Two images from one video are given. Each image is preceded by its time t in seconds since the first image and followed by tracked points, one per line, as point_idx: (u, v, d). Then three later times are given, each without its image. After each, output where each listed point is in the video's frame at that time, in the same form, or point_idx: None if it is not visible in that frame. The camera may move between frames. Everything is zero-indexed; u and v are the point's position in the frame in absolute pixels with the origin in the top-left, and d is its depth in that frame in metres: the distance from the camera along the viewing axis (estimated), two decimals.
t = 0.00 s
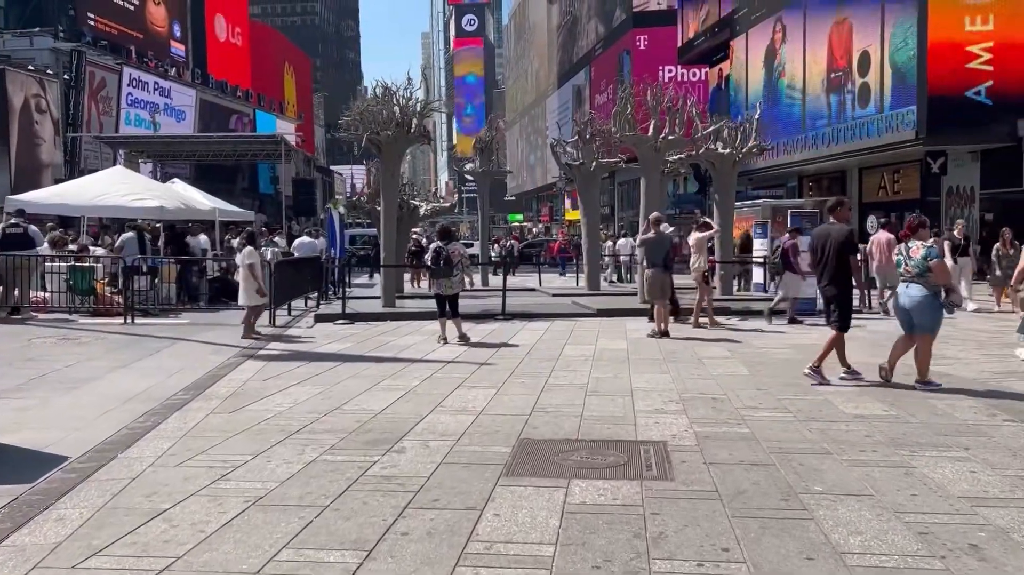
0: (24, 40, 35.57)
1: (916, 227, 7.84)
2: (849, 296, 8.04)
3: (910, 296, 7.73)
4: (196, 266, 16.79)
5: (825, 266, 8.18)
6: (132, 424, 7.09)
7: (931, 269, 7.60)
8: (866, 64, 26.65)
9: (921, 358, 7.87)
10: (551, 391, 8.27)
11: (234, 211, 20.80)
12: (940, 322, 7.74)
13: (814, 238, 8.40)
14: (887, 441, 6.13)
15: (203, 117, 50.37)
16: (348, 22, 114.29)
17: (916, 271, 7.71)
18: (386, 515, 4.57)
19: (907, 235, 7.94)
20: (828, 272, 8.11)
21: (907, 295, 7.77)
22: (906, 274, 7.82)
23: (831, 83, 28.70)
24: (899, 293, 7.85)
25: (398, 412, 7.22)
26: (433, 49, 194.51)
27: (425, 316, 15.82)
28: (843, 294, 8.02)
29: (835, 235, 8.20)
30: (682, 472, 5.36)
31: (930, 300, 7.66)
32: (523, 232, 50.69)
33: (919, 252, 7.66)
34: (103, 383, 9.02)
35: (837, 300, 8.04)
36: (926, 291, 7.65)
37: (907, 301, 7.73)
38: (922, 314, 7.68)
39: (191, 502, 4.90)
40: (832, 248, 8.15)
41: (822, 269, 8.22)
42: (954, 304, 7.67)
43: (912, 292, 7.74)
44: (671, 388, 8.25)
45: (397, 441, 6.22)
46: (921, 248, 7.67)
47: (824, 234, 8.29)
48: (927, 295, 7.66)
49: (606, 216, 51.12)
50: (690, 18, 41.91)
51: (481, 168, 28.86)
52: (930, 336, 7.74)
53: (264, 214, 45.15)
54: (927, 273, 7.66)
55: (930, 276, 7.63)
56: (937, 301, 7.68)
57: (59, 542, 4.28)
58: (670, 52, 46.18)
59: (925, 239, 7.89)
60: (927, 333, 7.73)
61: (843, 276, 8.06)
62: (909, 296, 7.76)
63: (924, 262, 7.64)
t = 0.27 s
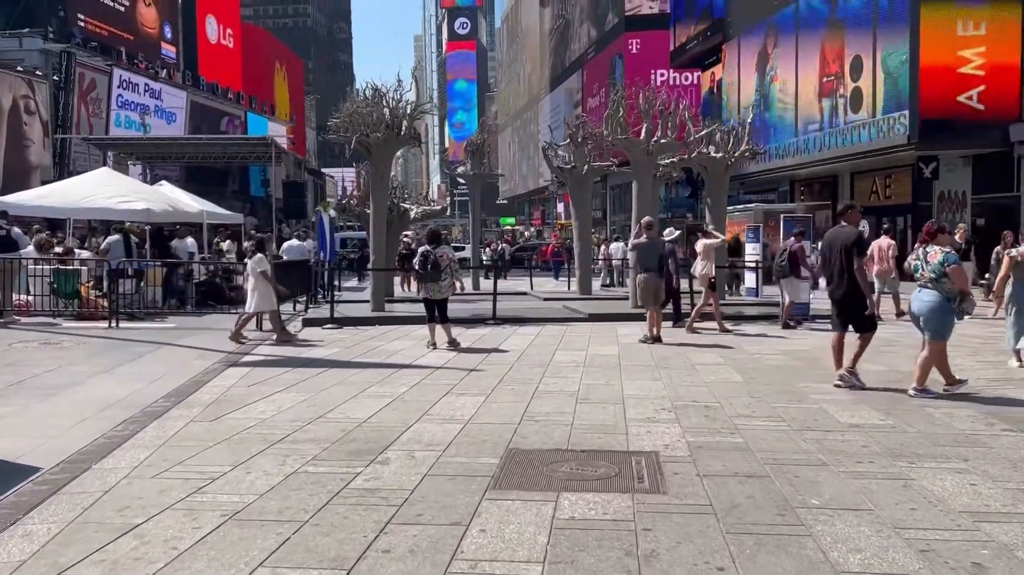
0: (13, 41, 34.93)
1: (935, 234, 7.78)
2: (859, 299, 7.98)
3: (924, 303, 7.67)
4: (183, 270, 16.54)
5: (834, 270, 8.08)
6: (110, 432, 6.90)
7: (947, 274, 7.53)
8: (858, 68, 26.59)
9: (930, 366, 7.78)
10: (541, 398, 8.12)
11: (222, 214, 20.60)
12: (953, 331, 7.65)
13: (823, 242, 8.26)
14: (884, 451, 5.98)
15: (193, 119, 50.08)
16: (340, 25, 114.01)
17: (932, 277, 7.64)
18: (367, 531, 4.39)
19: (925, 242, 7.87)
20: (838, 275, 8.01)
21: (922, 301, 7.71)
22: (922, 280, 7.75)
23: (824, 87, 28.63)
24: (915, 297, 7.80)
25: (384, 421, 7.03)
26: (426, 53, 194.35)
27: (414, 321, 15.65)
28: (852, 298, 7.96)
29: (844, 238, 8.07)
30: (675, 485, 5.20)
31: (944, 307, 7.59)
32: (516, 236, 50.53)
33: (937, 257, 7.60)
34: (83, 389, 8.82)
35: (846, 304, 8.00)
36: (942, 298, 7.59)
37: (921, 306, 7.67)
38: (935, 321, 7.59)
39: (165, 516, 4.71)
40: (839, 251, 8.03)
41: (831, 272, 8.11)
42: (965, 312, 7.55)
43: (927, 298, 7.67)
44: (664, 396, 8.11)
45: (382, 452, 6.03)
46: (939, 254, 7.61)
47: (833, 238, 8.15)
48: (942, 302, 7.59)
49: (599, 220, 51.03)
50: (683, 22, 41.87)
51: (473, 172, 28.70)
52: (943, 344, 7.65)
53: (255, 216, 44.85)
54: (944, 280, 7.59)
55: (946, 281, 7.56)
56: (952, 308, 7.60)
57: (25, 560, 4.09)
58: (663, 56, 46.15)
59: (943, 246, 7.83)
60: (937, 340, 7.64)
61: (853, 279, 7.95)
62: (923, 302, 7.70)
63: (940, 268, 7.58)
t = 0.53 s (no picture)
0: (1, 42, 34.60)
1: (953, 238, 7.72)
2: (869, 306, 7.87)
3: (943, 308, 7.63)
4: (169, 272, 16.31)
5: (847, 274, 7.99)
6: (87, 438, 6.70)
7: (962, 279, 7.48)
8: (849, 71, 26.58)
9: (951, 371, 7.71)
10: (531, 403, 7.96)
11: (210, 215, 20.39)
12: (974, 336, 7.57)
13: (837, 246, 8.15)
14: (882, 458, 5.85)
15: (183, 120, 49.76)
16: (332, 27, 113.72)
17: (948, 282, 7.60)
18: (350, 543, 4.22)
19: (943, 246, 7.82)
20: (850, 280, 7.93)
21: (942, 307, 7.67)
22: (941, 285, 7.71)
23: (814, 90, 28.61)
24: (935, 304, 7.77)
25: (371, 426, 6.88)
26: (417, 55, 194.22)
27: (403, 323, 15.47)
28: (864, 304, 7.86)
29: (860, 243, 7.91)
30: (668, 493, 5.05)
31: (962, 313, 7.53)
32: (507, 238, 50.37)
33: (953, 262, 7.56)
34: (63, 393, 8.62)
35: (859, 309, 7.89)
36: (960, 303, 7.54)
37: (939, 313, 7.64)
38: (954, 327, 7.53)
39: (139, 527, 4.53)
40: (854, 256, 7.90)
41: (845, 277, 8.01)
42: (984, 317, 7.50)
43: (946, 304, 7.63)
44: (657, 401, 7.97)
45: (368, 458, 5.86)
46: (955, 259, 7.57)
47: (847, 243, 8.02)
48: (960, 307, 7.55)
49: (590, 223, 50.93)
50: (675, 25, 41.83)
51: (464, 173, 28.54)
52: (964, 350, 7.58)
53: (244, 218, 44.59)
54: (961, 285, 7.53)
55: (962, 287, 7.51)
56: (970, 313, 7.54)
57: None
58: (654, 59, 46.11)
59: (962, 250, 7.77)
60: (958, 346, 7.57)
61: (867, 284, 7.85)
62: (942, 308, 7.66)
63: (955, 272, 7.54)
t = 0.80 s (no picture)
0: None
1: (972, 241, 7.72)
2: (894, 309, 7.78)
3: (964, 311, 7.57)
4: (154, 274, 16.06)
5: (871, 277, 7.90)
6: (64, 446, 6.49)
7: (979, 280, 7.44)
8: (841, 74, 26.54)
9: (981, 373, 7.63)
10: (523, 409, 7.78)
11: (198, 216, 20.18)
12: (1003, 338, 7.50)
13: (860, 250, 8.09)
14: (883, 467, 5.70)
15: (172, 121, 49.41)
16: (323, 28, 113.38)
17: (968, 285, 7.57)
18: (333, 559, 4.03)
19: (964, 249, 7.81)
20: (874, 283, 7.85)
21: (962, 311, 7.60)
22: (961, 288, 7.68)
23: (806, 92, 28.56)
24: (955, 306, 7.69)
25: (358, 433, 6.69)
26: (408, 57, 193.97)
27: (393, 326, 15.27)
28: (889, 309, 7.77)
29: (883, 245, 7.82)
30: (665, 505, 4.88)
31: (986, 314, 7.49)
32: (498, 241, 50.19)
33: (970, 264, 7.54)
34: (42, 398, 8.39)
35: (883, 314, 7.82)
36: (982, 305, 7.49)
37: (960, 316, 7.58)
38: (979, 329, 7.48)
39: (113, 541, 4.33)
40: (878, 258, 7.81)
41: (869, 280, 7.92)
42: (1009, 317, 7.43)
43: (967, 307, 7.57)
44: (651, 406, 7.80)
45: (354, 468, 5.66)
46: (972, 261, 7.55)
47: (870, 246, 7.93)
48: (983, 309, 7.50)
49: (581, 225, 50.83)
50: (666, 27, 41.76)
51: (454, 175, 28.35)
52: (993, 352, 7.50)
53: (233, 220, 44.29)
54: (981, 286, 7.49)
55: (981, 288, 7.47)
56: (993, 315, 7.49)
57: None
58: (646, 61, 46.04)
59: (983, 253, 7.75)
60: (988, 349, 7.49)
61: (890, 287, 7.76)
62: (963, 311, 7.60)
63: (973, 274, 7.51)
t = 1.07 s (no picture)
0: None
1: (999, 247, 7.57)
2: (912, 313, 7.71)
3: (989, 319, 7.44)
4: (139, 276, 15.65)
5: (888, 283, 7.83)
6: (35, 455, 6.27)
7: (1006, 288, 7.29)
8: (830, 77, 26.53)
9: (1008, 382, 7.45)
10: (510, 416, 7.60)
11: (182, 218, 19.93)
12: None
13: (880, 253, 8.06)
14: (879, 476, 5.57)
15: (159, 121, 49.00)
16: (312, 29, 112.99)
17: (996, 292, 7.41)
18: None
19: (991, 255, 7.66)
20: (889, 287, 7.79)
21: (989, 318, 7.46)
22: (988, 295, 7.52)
23: (795, 95, 28.50)
24: (983, 315, 7.55)
25: (342, 441, 6.51)
26: (398, 60, 193.54)
27: (379, 329, 15.09)
28: (907, 311, 7.70)
29: (900, 248, 7.83)
30: (658, 517, 4.72)
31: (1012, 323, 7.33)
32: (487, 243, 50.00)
33: (998, 272, 7.39)
34: (16, 404, 8.15)
35: (901, 316, 7.73)
36: (1010, 313, 7.32)
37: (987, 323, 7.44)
38: (1005, 337, 7.32)
39: (81, 558, 4.13)
40: (894, 262, 7.79)
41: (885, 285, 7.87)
42: None
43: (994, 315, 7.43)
44: (642, 413, 7.64)
45: (336, 478, 5.49)
46: (1001, 269, 7.40)
47: (887, 249, 7.92)
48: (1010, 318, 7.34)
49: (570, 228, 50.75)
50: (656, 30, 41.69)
51: (442, 177, 28.13)
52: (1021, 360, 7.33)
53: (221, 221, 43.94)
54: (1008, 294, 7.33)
55: (1007, 296, 7.31)
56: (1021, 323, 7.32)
57: None
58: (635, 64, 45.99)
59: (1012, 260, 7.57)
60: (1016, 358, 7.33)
61: (908, 290, 7.70)
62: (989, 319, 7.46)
63: (1001, 282, 7.35)
